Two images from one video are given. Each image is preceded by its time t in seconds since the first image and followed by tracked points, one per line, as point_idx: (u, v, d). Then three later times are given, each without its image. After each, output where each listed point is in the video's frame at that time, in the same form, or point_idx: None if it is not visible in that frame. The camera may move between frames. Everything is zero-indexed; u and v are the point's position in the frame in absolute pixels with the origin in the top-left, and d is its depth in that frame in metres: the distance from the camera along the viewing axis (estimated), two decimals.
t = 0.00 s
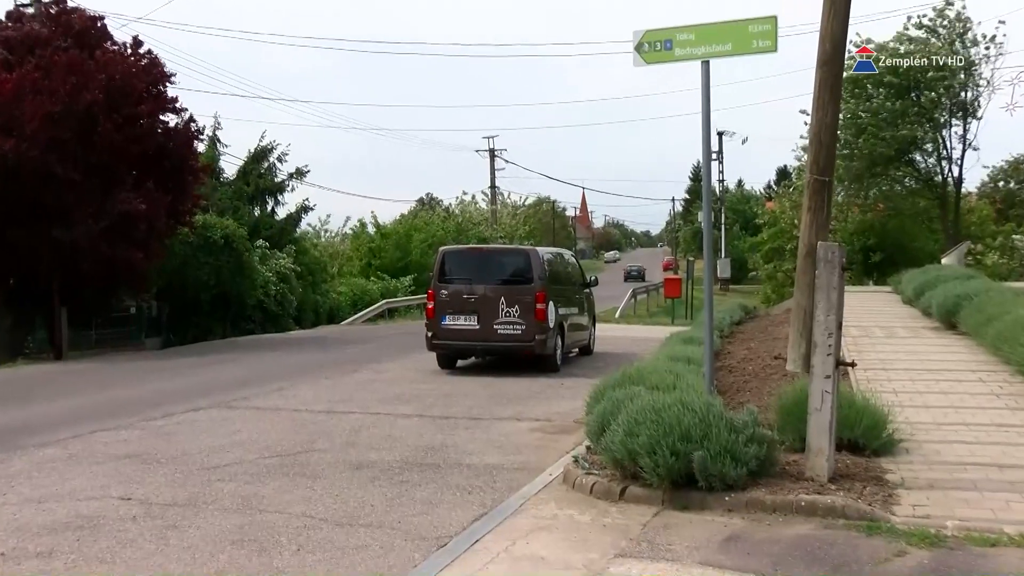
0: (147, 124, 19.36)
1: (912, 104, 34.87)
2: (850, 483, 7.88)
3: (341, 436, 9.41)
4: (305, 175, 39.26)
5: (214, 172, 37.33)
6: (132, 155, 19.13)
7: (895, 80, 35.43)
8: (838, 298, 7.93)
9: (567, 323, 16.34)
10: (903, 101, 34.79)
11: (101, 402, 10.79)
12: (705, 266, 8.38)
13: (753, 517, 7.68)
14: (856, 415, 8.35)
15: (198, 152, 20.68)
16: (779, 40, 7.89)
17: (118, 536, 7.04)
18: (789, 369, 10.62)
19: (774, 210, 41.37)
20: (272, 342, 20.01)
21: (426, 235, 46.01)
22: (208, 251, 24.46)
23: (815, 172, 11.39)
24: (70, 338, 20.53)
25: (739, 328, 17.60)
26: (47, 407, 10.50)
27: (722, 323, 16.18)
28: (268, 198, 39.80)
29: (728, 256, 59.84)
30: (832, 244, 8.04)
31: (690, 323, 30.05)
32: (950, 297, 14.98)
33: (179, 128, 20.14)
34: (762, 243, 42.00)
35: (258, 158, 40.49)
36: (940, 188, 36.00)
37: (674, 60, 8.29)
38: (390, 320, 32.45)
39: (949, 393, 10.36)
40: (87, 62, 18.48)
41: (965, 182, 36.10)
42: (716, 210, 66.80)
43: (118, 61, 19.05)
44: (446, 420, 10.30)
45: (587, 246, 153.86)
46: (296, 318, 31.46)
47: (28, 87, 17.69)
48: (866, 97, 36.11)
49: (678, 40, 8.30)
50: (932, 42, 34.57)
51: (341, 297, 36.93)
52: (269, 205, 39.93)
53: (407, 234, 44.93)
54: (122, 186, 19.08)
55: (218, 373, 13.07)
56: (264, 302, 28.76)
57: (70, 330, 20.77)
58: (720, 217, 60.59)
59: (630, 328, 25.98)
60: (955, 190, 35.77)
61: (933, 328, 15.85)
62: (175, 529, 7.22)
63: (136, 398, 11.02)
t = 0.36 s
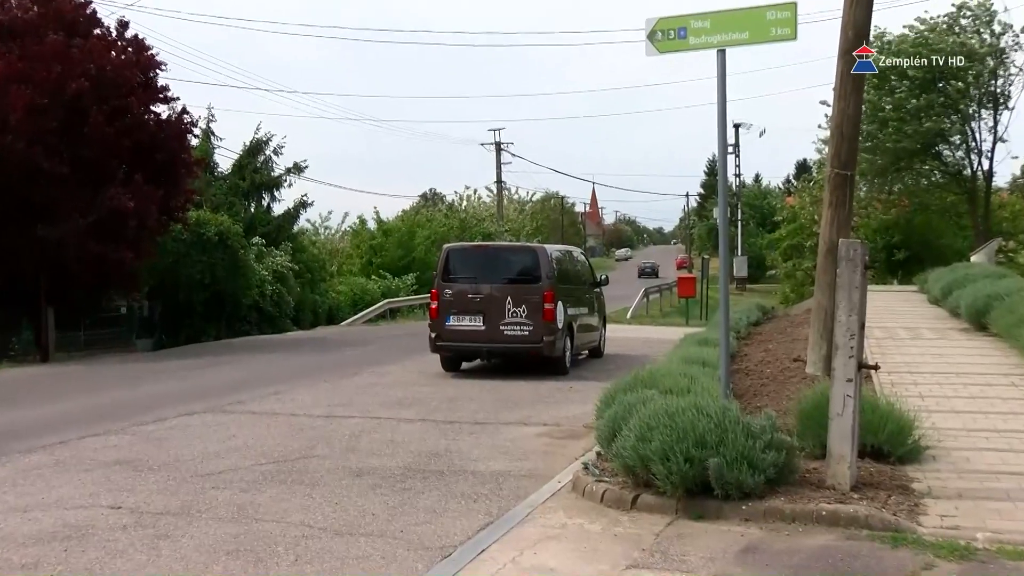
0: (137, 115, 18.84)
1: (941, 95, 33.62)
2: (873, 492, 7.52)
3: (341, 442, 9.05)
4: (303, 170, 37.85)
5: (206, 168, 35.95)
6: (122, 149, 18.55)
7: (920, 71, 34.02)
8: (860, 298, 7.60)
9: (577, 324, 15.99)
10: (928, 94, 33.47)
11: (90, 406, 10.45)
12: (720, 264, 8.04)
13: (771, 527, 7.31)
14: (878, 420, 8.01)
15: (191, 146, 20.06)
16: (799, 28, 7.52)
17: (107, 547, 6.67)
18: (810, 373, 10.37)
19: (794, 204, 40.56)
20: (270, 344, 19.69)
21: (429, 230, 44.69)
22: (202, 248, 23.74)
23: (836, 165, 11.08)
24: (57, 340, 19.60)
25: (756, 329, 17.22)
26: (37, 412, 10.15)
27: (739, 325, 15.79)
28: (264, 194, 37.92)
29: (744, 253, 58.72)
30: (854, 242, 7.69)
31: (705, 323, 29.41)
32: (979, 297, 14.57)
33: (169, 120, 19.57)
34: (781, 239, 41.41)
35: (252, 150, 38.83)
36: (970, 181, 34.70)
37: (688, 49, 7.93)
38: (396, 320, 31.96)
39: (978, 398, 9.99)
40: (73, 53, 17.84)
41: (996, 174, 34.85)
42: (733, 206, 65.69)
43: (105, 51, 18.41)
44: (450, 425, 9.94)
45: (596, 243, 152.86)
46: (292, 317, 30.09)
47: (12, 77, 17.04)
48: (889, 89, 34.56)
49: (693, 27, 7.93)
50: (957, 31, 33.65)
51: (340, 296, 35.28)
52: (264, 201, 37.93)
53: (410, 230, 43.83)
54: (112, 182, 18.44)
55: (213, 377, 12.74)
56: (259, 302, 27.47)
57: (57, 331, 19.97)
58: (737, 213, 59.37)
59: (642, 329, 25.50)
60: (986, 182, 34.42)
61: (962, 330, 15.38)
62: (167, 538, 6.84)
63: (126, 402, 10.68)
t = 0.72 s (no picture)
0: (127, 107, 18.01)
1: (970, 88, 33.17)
2: (899, 503, 7.17)
3: (341, 449, 8.71)
4: (302, 166, 37.02)
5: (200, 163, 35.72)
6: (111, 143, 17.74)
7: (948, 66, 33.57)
8: (884, 299, 7.23)
9: (587, 326, 15.65)
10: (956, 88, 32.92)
11: (80, 412, 10.14)
12: (737, 263, 7.67)
13: (792, 540, 6.96)
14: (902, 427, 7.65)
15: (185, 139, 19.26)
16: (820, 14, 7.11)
17: (96, 559, 6.30)
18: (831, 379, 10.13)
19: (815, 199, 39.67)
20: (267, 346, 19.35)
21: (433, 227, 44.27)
22: (197, 246, 22.86)
23: (860, 160, 10.82)
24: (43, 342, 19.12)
25: (775, 332, 16.85)
26: (25, 418, 9.83)
27: (757, 327, 15.49)
28: (262, 190, 37.01)
29: (760, 252, 57.62)
30: (878, 240, 7.31)
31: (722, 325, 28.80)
32: (1011, 299, 14.18)
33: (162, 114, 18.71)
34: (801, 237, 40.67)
35: (249, 143, 37.84)
36: (1003, 176, 34.23)
37: (705, 38, 7.59)
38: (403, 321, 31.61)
39: (1011, 405, 9.63)
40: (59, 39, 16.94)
41: None
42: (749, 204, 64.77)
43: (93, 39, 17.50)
44: (455, 431, 9.60)
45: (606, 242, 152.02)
46: (292, 321, 29.60)
47: None
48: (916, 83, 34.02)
49: (708, 16, 7.59)
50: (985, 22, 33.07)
51: (340, 298, 34.63)
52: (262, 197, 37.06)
53: (414, 227, 43.35)
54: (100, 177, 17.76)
55: (209, 381, 12.42)
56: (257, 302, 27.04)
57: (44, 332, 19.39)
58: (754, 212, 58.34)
59: (653, 331, 25.09)
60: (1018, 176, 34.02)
61: (994, 332, 15.00)
62: (159, 550, 6.48)
63: (117, 407, 10.36)
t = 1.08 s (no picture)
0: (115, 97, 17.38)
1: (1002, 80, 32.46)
2: (926, 514, 6.82)
3: (340, 457, 8.38)
4: (298, 161, 36.15)
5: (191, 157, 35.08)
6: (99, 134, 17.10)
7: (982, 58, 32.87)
8: (910, 299, 6.88)
9: (597, 328, 15.32)
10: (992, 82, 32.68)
11: (67, 418, 9.82)
12: (755, 261, 7.32)
13: (813, 552, 6.61)
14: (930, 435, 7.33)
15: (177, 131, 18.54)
16: (843, 0, 6.80)
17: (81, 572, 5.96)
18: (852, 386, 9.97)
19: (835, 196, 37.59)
20: (261, 349, 19.01)
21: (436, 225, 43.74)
22: (189, 245, 22.12)
23: (885, 154, 10.55)
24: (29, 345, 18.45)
25: (793, 333, 16.47)
26: (14, 423, 9.52)
27: (775, 329, 15.24)
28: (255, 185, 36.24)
29: (779, 252, 56.09)
30: (903, 238, 6.96)
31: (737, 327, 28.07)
32: None
33: (151, 104, 18.04)
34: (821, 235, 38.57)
35: (242, 137, 37.03)
36: None
37: (721, 26, 7.25)
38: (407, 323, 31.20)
39: None
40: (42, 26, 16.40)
41: None
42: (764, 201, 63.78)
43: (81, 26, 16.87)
44: (459, 438, 9.26)
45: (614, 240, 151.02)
46: (288, 321, 29.15)
47: None
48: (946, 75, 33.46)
49: (725, 3, 7.25)
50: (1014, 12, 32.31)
51: (338, 299, 34.03)
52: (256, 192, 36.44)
53: (417, 224, 42.75)
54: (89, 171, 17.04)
55: (203, 385, 12.10)
56: (251, 303, 26.41)
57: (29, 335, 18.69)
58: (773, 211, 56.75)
59: (664, 333, 24.67)
60: None
61: None
62: (148, 562, 6.13)
63: (106, 413, 10.05)
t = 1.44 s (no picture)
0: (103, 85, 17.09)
1: None
2: (955, 525, 6.49)
3: (339, 464, 8.06)
4: (295, 154, 35.78)
5: (183, 150, 34.55)
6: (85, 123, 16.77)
7: None
8: (938, 299, 6.55)
9: (608, 328, 15.01)
10: None
11: (55, 423, 9.52)
12: (773, 260, 6.99)
13: (835, 564, 6.27)
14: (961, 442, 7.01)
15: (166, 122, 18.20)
16: None
17: None
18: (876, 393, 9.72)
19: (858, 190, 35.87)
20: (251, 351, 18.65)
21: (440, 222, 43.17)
22: (180, 242, 21.24)
23: (910, 147, 10.24)
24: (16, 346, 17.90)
25: (813, 335, 16.14)
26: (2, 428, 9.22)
27: (795, 331, 14.99)
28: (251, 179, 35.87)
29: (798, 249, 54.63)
30: (930, 234, 6.62)
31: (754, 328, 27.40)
32: None
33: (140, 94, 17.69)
34: (842, 232, 36.93)
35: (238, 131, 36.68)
36: None
37: (738, 13, 6.91)
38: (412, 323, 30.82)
39: None
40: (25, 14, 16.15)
41: None
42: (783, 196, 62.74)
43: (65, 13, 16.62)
44: (463, 444, 8.94)
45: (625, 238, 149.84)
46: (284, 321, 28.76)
47: None
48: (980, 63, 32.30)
49: None
50: None
51: (337, 299, 33.46)
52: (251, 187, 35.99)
53: (420, 220, 42.18)
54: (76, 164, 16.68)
55: (197, 389, 11.80)
56: (246, 304, 26.01)
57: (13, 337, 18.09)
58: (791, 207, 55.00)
59: (676, 335, 24.26)
60: None
61: None
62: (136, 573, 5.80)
63: (95, 418, 9.77)
